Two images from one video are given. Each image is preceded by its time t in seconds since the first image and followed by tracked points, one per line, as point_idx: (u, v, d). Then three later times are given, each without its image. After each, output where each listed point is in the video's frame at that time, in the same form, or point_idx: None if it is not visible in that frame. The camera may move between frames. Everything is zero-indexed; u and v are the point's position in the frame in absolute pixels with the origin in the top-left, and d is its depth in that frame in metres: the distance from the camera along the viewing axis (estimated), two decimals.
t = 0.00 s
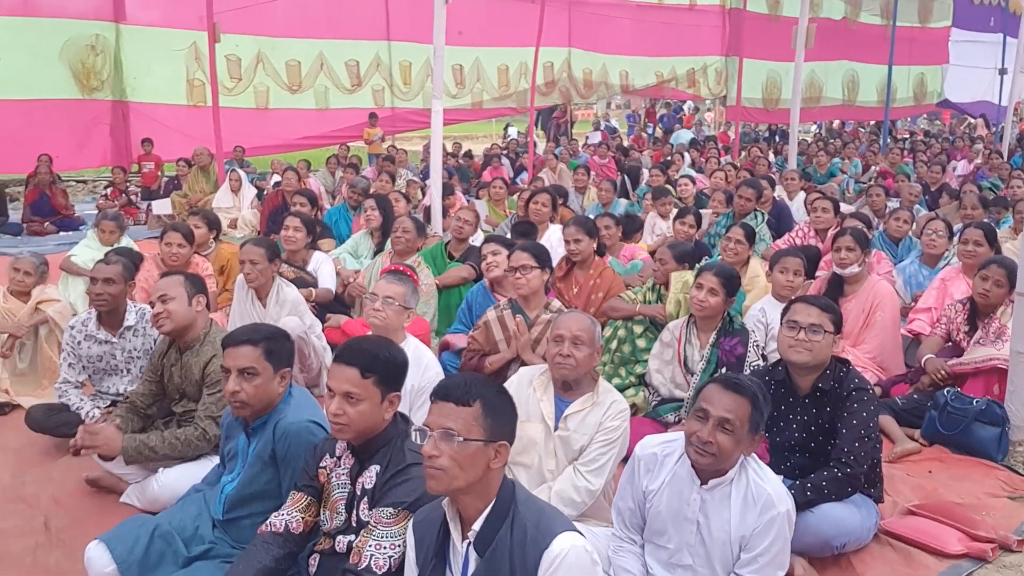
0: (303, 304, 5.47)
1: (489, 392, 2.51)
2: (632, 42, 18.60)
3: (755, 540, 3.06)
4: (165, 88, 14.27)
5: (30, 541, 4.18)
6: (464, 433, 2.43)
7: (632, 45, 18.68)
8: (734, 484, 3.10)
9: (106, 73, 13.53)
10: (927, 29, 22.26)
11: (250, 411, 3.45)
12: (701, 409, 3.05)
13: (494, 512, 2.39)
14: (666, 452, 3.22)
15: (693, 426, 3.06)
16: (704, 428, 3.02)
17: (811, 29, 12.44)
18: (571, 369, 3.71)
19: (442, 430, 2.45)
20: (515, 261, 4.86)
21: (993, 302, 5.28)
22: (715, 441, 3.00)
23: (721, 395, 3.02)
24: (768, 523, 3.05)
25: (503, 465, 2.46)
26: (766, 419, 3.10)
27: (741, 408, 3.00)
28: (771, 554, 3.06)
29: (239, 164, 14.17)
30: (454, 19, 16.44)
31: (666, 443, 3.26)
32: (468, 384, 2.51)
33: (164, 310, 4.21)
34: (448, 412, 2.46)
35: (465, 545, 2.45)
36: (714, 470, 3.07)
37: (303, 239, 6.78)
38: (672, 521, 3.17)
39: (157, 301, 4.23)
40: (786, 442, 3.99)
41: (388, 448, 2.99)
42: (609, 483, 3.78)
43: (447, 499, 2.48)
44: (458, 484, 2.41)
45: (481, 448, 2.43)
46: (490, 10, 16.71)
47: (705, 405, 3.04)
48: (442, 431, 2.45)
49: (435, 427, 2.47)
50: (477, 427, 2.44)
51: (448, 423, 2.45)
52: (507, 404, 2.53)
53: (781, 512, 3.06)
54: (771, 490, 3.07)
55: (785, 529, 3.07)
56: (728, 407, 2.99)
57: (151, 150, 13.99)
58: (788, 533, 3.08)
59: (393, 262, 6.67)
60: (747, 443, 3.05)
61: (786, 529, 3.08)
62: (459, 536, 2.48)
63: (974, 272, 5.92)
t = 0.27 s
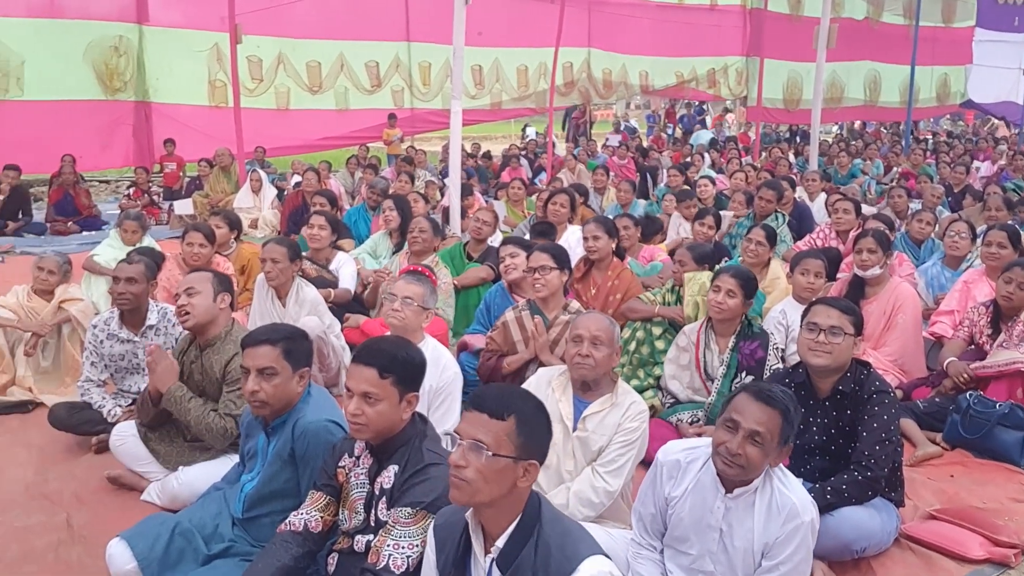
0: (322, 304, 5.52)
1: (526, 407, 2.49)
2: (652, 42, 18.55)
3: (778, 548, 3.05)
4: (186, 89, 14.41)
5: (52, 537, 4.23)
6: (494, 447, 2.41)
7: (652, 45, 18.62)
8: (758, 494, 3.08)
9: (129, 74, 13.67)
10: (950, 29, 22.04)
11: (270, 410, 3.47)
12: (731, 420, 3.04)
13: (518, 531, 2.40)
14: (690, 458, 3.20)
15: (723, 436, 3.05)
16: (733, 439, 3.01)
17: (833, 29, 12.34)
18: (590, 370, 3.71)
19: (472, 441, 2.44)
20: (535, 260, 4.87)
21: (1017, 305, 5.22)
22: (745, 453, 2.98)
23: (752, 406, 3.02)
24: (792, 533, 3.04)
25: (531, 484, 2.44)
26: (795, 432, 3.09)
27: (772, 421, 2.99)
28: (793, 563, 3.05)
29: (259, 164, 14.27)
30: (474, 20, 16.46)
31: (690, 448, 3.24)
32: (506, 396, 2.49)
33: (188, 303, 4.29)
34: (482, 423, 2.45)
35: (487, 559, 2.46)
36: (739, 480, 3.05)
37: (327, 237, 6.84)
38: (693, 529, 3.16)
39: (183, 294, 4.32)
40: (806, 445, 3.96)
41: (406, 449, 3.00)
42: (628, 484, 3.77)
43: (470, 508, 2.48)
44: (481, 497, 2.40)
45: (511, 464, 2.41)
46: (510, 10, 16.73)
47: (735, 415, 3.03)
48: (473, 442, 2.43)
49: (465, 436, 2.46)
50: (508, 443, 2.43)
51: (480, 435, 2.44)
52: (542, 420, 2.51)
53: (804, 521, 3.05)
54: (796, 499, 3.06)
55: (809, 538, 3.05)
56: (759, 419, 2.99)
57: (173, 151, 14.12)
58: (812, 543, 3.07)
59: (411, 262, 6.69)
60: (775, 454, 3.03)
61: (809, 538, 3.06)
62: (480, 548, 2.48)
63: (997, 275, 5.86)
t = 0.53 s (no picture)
0: (335, 303, 5.56)
1: (559, 427, 2.39)
2: (667, 42, 18.51)
3: (792, 553, 3.03)
4: (202, 89, 14.50)
5: (67, 534, 4.27)
6: (520, 470, 2.33)
7: (667, 46, 18.59)
8: (772, 497, 3.06)
9: (146, 74, 13.78)
10: (969, 29, 21.86)
11: (283, 409, 3.49)
12: (746, 422, 3.02)
13: (543, 551, 2.36)
14: (705, 461, 3.20)
15: (737, 438, 3.03)
16: (748, 442, 2.99)
17: (850, 28, 12.26)
18: (603, 371, 3.71)
19: (500, 461, 2.36)
20: (547, 263, 4.86)
21: None
22: (759, 455, 2.97)
23: (768, 409, 3.00)
24: (806, 537, 3.02)
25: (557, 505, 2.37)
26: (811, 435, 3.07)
27: (788, 424, 2.97)
28: (806, 568, 3.03)
29: (275, 164, 14.33)
30: (488, 20, 16.47)
31: (706, 451, 3.23)
32: (538, 413, 2.40)
33: (204, 301, 4.32)
34: (510, 443, 2.36)
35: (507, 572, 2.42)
36: (752, 483, 3.04)
37: (347, 235, 6.94)
38: (706, 531, 3.15)
39: (198, 292, 4.34)
40: (820, 447, 3.94)
41: (418, 448, 3.01)
42: (640, 485, 3.77)
43: (492, 523, 2.43)
44: (505, 517, 2.33)
45: (538, 487, 2.33)
46: (524, 11, 16.72)
47: (751, 418, 3.01)
48: (499, 461, 2.36)
49: (492, 455, 2.38)
50: (536, 465, 2.34)
51: (508, 456, 2.35)
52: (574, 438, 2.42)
53: (818, 526, 3.03)
54: (810, 504, 3.04)
55: (822, 543, 3.03)
56: (774, 422, 2.97)
57: (189, 150, 14.22)
58: (826, 548, 3.05)
59: (423, 262, 6.71)
60: (791, 458, 3.01)
61: (823, 543, 3.03)
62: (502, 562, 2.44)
63: (1014, 277, 5.80)
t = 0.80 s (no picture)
0: (339, 304, 5.56)
1: (562, 446, 2.35)
2: (673, 43, 18.49)
3: (793, 551, 3.02)
4: (209, 89, 14.54)
5: (73, 532, 4.29)
6: (521, 489, 2.30)
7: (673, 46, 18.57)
8: (774, 495, 3.06)
9: (153, 74, 13.82)
10: (976, 30, 21.79)
11: (289, 409, 3.49)
12: (744, 416, 3.03)
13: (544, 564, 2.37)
14: (707, 459, 3.20)
15: (736, 432, 3.04)
16: (746, 435, 3.00)
17: (857, 29, 12.22)
18: (608, 372, 3.70)
19: (501, 479, 2.32)
20: (550, 265, 4.86)
21: None
22: (757, 449, 2.97)
23: (767, 403, 3.00)
24: (807, 536, 3.01)
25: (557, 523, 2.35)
26: (811, 431, 3.08)
27: (787, 418, 2.98)
28: (808, 566, 3.02)
29: (281, 164, 14.35)
30: (495, 21, 16.48)
31: (708, 450, 3.23)
32: (542, 431, 2.35)
33: (210, 299, 4.35)
34: (512, 461, 2.33)
35: None
36: (753, 479, 3.03)
37: (359, 234, 6.95)
38: (709, 529, 3.15)
39: (203, 290, 4.37)
40: (825, 448, 3.93)
41: (423, 449, 3.01)
42: (645, 486, 3.77)
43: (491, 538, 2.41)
44: (504, 533, 2.31)
45: (539, 506, 2.31)
46: (530, 11, 16.72)
47: (749, 412, 3.02)
48: (499, 478, 2.32)
49: (493, 472, 2.34)
50: (537, 484, 2.31)
51: (510, 475, 2.32)
52: (579, 456, 2.39)
53: (820, 524, 3.02)
54: (811, 503, 3.03)
55: (824, 542, 3.02)
56: (772, 415, 2.98)
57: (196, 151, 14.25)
58: (828, 547, 3.04)
59: (428, 263, 6.71)
60: (790, 452, 3.01)
61: (825, 542, 3.02)
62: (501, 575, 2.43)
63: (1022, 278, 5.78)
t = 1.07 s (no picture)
0: (342, 305, 5.56)
1: (549, 442, 2.32)
2: (676, 44, 18.49)
3: (792, 545, 3.02)
4: (212, 90, 14.56)
5: (76, 531, 4.29)
6: (506, 485, 2.29)
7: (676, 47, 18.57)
8: (771, 488, 3.06)
9: (157, 75, 13.84)
10: (980, 31, 21.77)
11: (292, 408, 3.49)
12: (737, 406, 3.06)
13: (536, 561, 2.33)
14: (705, 454, 3.21)
15: (730, 423, 3.06)
16: (740, 425, 3.02)
17: (860, 30, 12.20)
18: (610, 373, 3.69)
19: (486, 474, 2.32)
20: (549, 268, 4.86)
21: None
22: (751, 437, 2.99)
23: (759, 393, 3.04)
24: (805, 529, 3.01)
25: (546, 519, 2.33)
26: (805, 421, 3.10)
27: (779, 406, 3.00)
28: (807, 561, 3.01)
29: (284, 164, 14.36)
30: (498, 21, 16.48)
31: (706, 446, 3.24)
32: (528, 427, 2.33)
33: (211, 297, 4.33)
34: (497, 456, 2.32)
35: None
36: (750, 470, 3.04)
37: (367, 233, 6.95)
38: (709, 524, 3.16)
39: (204, 288, 4.35)
40: (828, 449, 3.93)
41: (426, 449, 3.01)
42: (648, 487, 3.77)
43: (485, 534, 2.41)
44: (492, 529, 2.31)
45: (524, 502, 2.29)
46: (533, 12, 16.74)
47: (742, 402, 3.05)
48: (485, 474, 2.32)
49: (480, 467, 2.34)
50: (522, 480, 2.29)
51: (495, 470, 2.31)
52: (569, 451, 2.36)
53: (818, 518, 3.01)
54: (808, 496, 3.03)
55: (823, 536, 3.01)
56: (765, 404, 3.00)
57: (199, 151, 14.26)
58: (827, 541, 3.03)
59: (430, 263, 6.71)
60: (785, 442, 3.03)
61: (823, 535, 3.01)
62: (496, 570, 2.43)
63: None
